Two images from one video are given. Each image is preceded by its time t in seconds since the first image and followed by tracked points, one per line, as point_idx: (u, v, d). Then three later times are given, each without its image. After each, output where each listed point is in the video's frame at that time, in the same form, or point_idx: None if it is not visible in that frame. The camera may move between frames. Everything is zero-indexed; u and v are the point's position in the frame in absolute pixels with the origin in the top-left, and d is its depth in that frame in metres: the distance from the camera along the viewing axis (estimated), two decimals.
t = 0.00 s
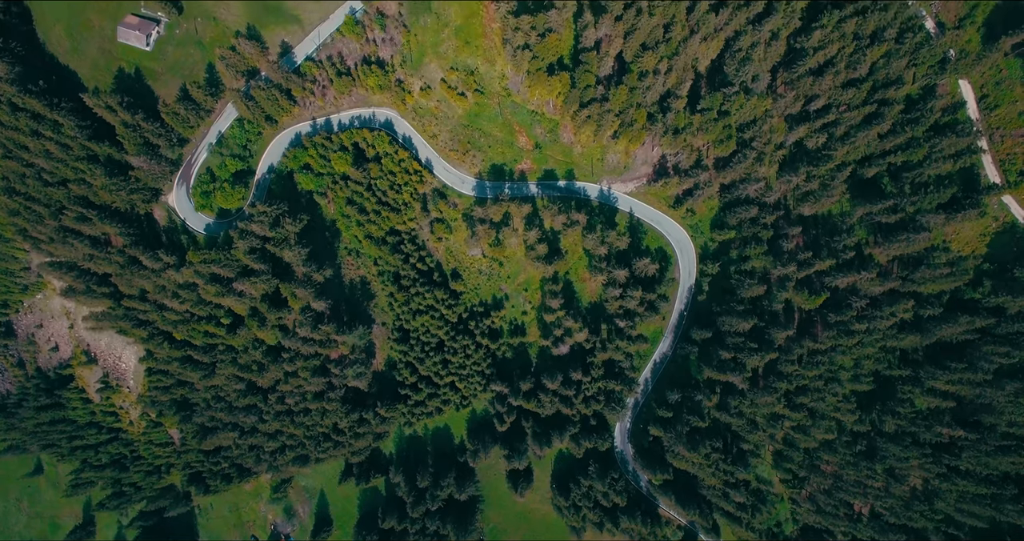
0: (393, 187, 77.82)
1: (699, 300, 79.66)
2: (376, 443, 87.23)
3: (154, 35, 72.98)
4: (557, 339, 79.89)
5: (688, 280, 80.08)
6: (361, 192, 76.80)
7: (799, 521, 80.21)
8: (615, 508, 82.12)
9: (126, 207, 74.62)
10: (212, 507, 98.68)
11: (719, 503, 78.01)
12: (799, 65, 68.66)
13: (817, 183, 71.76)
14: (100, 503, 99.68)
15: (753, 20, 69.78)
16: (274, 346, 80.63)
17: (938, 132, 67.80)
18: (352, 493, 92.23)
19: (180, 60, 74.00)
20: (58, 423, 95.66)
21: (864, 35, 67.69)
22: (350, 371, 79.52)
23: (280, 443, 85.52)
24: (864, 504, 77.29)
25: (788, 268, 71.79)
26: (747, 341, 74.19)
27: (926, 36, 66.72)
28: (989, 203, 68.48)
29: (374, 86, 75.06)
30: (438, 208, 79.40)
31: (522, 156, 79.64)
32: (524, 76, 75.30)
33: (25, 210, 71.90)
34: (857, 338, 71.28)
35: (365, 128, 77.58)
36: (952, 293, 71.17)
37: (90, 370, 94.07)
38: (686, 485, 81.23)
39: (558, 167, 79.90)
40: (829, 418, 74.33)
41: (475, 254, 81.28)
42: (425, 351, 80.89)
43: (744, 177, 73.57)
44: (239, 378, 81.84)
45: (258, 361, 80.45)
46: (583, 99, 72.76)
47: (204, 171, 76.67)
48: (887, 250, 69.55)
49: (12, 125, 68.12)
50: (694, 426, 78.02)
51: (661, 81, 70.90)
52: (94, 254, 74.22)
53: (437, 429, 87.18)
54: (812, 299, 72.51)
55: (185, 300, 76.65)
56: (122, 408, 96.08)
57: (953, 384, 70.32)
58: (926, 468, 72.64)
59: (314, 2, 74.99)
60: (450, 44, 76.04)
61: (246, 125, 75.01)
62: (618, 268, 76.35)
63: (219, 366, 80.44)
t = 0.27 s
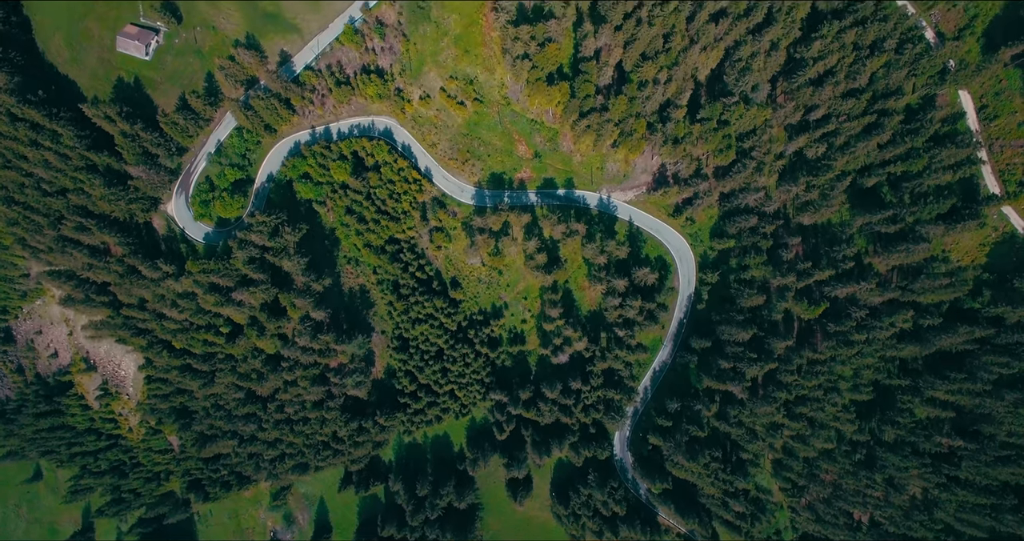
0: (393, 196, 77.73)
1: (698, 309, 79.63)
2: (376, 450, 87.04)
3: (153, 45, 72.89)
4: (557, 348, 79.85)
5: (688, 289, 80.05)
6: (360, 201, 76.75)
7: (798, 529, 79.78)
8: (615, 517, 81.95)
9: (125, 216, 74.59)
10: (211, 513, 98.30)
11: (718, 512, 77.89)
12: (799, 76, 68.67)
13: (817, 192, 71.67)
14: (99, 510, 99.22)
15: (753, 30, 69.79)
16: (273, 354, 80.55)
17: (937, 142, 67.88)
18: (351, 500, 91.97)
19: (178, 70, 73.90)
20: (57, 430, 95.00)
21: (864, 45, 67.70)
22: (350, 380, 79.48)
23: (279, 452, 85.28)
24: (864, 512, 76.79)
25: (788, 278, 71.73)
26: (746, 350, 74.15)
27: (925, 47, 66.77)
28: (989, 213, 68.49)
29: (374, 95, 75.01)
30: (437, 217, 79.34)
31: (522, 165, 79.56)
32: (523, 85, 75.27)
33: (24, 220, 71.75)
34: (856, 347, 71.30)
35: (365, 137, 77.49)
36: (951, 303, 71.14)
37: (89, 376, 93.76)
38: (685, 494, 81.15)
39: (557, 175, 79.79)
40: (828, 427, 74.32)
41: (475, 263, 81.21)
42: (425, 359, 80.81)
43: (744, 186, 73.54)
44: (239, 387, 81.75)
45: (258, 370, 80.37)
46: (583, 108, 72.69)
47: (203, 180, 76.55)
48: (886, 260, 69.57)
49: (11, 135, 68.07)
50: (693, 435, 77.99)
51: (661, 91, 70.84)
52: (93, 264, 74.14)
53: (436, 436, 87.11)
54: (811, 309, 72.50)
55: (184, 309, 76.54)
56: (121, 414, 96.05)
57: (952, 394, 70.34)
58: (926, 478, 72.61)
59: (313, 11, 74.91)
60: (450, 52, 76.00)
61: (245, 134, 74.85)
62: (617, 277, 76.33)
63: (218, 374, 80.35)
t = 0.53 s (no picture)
0: (392, 204, 77.66)
1: (698, 316, 79.57)
2: (375, 457, 87.03)
3: (152, 52, 72.73)
4: (557, 355, 79.82)
5: (687, 296, 79.97)
6: (360, 209, 76.69)
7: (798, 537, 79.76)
8: (614, 524, 81.89)
9: (124, 224, 74.58)
10: (211, 518, 98.15)
11: (718, 520, 77.85)
12: (798, 84, 68.57)
13: (817, 201, 71.55)
14: (99, 515, 98.87)
15: (752, 38, 69.69)
16: (273, 362, 80.52)
17: (937, 151, 67.85)
18: (351, 506, 92.10)
19: (177, 77, 73.80)
20: (57, 435, 94.07)
21: (863, 54, 67.59)
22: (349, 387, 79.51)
23: (278, 459, 85.15)
24: (863, 520, 76.74)
25: (787, 286, 71.68)
26: (746, 358, 74.12)
27: (925, 55, 66.68)
28: (989, 221, 68.39)
29: (373, 102, 74.92)
30: (437, 224, 79.26)
31: (521, 172, 79.46)
32: (523, 93, 75.18)
33: (22, 228, 71.63)
34: (856, 356, 71.30)
35: (364, 144, 77.40)
36: (951, 311, 71.04)
37: (89, 382, 92.95)
38: (685, 501, 81.09)
39: (556, 183, 79.69)
40: (828, 435, 74.32)
41: (475, 270, 81.14)
42: (424, 367, 80.79)
43: (743, 194, 73.50)
44: (238, 394, 81.74)
45: (257, 377, 80.36)
46: (582, 116, 72.58)
47: (202, 188, 76.48)
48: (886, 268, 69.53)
49: (10, 144, 67.94)
50: (693, 443, 77.95)
51: (661, 99, 70.72)
52: (92, 272, 74.06)
53: (436, 443, 87.09)
54: (811, 318, 72.46)
55: (183, 317, 76.51)
56: (121, 420, 95.29)
57: (952, 402, 70.24)
58: (925, 486, 72.51)
59: (312, 18, 74.73)
60: (449, 60, 75.86)
61: (244, 141, 74.74)
62: (617, 285, 76.31)
63: (218, 382, 80.28)
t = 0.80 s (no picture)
0: (391, 213, 77.57)
1: (698, 325, 79.52)
2: (375, 465, 86.93)
3: (152, 62, 72.68)
4: (556, 364, 79.80)
5: (687, 305, 79.90)
6: (359, 218, 76.61)
7: None
8: (614, 533, 81.68)
9: (123, 234, 74.57)
10: (211, 525, 97.44)
11: (717, 529, 77.67)
12: (798, 94, 68.52)
13: (817, 210, 71.45)
14: (98, 521, 98.26)
15: (752, 48, 69.65)
16: (272, 371, 80.45)
17: (936, 162, 67.82)
18: (351, 513, 91.28)
19: (176, 87, 73.72)
20: (56, 442, 92.93)
21: (863, 64, 67.52)
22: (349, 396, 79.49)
23: (278, 467, 84.80)
24: (863, 530, 76.51)
25: (787, 296, 71.71)
26: (745, 368, 74.09)
27: (925, 66, 66.64)
28: (989, 232, 68.35)
29: (372, 111, 74.86)
30: (436, 233, 79.16)
31: (521, 181, 79.37)
32: (522, 102, 75.16)
33: (22, 238, 71.53)
34: (855, 366, 71.34)
35: (363, 153, 77.27)
36: (951, 321, 70.96)
37: (88, 389, 92.44)
38: (685, 510, 80.93)
39: (556, 192, 79.59)
40: (827, 445, 74.22)
41: (474, 279, 81.02)
42: (424, 375, 80.70)
43: (743, 204, 73.44)
44: (237, 403, 81.63)
45: (257, 386, 80.27)
46: (581, 126, 72.59)
47: (201, 197, 76.44)
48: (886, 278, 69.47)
49: (10, 154, 67.92)
50: (692, 452, 77.87)
51: (660, 109, 70.68)
52: (91, 281, 73.95)
53: (435, 451, 87.09)
54: (810, 328, 72.43)
55: (182, 326, 76.43)
56: (120, 426, 94.40)
57: (952, 412, 70.10)
58: (925, 496, 72.29)
59: (311, 27, 74.63)
60: (448, 69, 75.80)
61: (243, 151, 74.68)
62: (616, 294, 76.29)
63: (217, 391, 80.15)
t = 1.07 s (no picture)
0: (391, 221, 77.52)
1: (697, 334, 79.48)
2: (375, 473, 86.82)
3: (151, 72, 72.58)
4: (556, 373, 79.78)
5: (686, 313, 79.86)
6: (358, 227, 76.55)
7: None
8: None
9: (122, 243, 74.59)
10: (211, 532, 96.91)
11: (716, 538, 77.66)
12: (798, 104, 68.42)
13: (817, 220, 71.32)
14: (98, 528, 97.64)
15: (752, 58, 69.56)
16: (272, 380, 80.44)
17: (936, 172, 67.79)
18: (351, 520, 91.02)
19: (175, 96, 73.65)
20: (55, 448, 91.93)
21: (863, 74, 67.35)
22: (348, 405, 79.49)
23: (277, 475, 84.64)
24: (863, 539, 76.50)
25: (786, 306, 71.71)
26: (744, 377, 74.08)
27: (925, 76, 66.60)
28: (989, 242, 68.29)
29: (371, 120, 74.77)
30: (435, 242, 79.10)
31: (520, 190, 79.29)
32: (521, 111, 75.11)
33: (21, 247, 71.51)
34: (854, 376, 71.37)
35: (363, 162, 77.20)
36: (951, 331, 70.88)
37: (88, 396, 91.43)
38: (684, 519, 80.93)
39: (556, 200, 79.50)
40: (826, 454, 74.26)
41: (474, 287, 81.00)
42: (423, 384, 80.69)
43: (743, 213, 73.40)
44: (237, 412, 81.58)
45: (256, 394, 80.24)
46: (581, 136, 72.54)
47: (200, 206, 76.42)
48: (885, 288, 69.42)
49: (9, 164, 67.89)
50: (691, 461, 77.85)
51: (660, 118, 70.57)
52: (91, 291, 73.89)
53: (434, 458, 87.08)
54: (810, 337, 72.40)
55: (181, 335, 76.43)
56: (120, 433, 93.49)
57: (951, 422, 70.03)
58: (925, 505, 72.19)
59: (310, 36, 74.46)
60: (447, 78, 75.69)
61: (243, 160, 74.65)
62: (616, 304, 76.27)
63: (216, 399, 80.07)
